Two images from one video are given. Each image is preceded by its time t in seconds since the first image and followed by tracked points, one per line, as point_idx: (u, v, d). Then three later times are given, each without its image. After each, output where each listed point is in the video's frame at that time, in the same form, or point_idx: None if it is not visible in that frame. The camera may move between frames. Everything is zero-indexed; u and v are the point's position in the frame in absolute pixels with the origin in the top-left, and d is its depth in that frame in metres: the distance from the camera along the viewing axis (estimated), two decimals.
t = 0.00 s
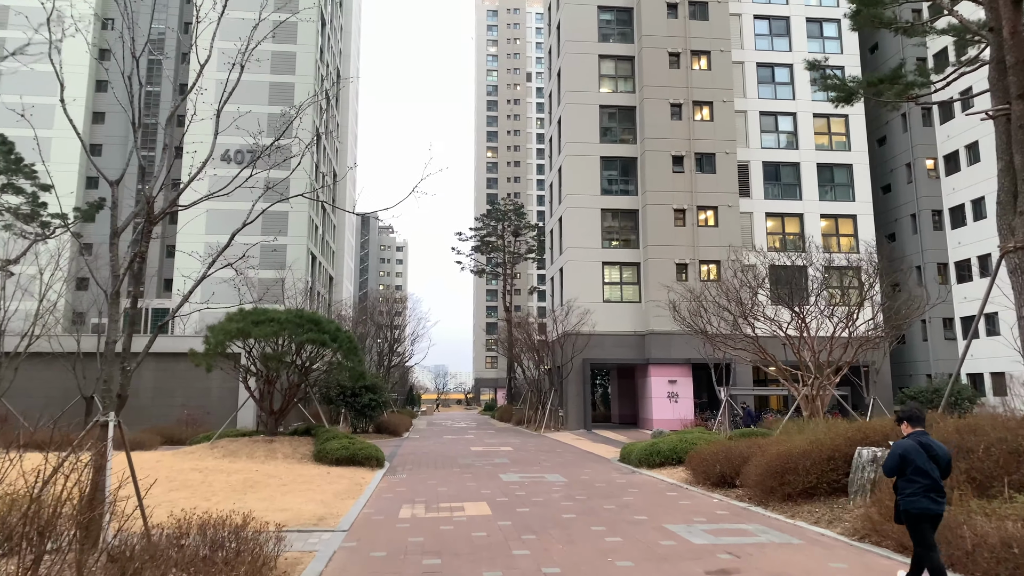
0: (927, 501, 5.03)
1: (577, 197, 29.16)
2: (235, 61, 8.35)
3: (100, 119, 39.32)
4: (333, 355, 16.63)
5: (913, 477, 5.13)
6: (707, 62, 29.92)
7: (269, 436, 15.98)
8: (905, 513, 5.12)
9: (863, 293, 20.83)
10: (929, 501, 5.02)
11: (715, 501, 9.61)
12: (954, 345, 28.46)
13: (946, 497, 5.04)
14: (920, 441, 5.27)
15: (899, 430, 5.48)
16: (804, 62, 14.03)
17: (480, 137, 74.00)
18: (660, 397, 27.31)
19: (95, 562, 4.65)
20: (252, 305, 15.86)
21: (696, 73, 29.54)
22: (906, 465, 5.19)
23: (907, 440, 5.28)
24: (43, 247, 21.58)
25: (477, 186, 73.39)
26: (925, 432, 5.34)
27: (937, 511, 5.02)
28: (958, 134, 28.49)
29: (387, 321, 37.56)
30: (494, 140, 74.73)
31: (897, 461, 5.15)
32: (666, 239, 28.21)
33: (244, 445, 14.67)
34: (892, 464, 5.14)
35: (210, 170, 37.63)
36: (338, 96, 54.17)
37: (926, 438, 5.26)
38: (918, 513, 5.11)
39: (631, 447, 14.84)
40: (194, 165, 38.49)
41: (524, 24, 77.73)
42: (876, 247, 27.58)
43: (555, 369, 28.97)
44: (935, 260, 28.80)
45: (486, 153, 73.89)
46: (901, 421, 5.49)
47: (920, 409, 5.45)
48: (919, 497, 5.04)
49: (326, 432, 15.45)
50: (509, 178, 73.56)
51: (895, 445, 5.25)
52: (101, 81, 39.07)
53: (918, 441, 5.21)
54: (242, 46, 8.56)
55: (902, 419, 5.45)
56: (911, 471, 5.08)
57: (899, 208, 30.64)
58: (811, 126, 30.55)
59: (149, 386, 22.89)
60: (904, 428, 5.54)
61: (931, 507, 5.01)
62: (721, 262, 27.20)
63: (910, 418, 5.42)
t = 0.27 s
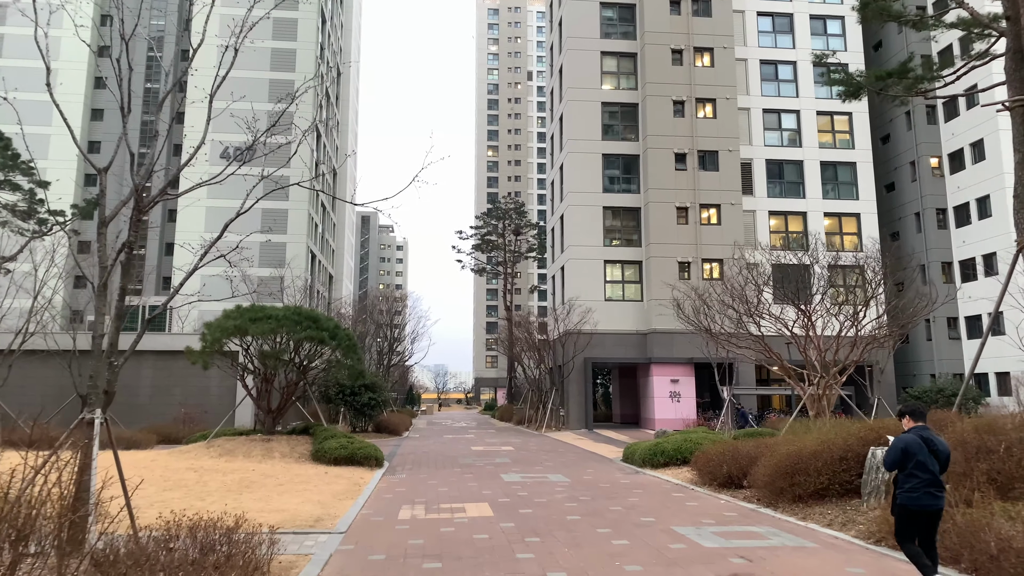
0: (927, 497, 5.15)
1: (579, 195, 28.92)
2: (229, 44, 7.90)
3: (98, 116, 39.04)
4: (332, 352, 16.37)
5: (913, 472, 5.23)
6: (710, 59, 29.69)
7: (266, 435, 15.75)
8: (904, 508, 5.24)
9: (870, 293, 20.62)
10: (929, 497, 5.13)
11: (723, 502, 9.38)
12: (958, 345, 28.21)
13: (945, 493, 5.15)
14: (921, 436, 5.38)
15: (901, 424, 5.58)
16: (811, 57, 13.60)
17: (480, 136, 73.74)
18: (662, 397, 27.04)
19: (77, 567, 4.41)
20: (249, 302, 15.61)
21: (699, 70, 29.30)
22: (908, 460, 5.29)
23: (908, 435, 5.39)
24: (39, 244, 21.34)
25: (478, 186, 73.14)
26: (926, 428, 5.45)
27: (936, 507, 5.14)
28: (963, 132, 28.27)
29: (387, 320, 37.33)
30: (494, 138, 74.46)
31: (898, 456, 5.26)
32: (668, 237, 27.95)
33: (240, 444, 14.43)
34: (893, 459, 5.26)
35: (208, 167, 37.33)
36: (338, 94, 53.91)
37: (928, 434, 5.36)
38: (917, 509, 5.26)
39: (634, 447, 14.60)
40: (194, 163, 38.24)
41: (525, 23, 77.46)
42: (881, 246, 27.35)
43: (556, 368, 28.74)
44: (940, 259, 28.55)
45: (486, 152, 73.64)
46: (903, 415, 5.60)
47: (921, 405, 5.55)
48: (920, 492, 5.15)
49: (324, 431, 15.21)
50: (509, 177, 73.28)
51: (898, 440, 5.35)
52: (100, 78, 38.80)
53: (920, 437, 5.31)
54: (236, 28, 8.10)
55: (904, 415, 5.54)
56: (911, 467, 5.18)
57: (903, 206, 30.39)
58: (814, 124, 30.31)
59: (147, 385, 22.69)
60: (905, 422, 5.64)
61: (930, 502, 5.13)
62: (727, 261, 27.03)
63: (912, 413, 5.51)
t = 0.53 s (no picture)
0: (925, 498, 5.12)
1: (579, 194, 28.67)
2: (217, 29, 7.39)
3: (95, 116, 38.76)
4: (330, 353, 16.10)
5: (911, 474, 5.21)
6: (711, 56, 29.44)
7: (263, 436, 15.49)
8: (904, 511, 5.20)
9: (877, 291, 20.43)
10: (927, 498, 5.11)
11: (731, 505, 9.13)
12: (962, 343, 27.98)
13: (945, 494, 5.12)
14: (919, 438, 5.40)
15: (899, 428, 5.61)
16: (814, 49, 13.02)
17: (479, 135, 73.48)
18: (664, 396, 26.78)
19: None
20: (245, 302, 15.34)
21: (699, 67, 29.06)
22: (906, 461, 5.28)
23: (906, 437, 5.40)
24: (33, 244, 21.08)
25: (477, 185, 72.91)
26: (924, 430, 5.47)
27: (937, 508, 5.10)
28: (967, 128, 28.04)
29: (386, 320, 37.11)
30: (493, 138, 74.22)
31: (896, 457, 5.25)
32: (670, 235, 27.69)
33: (236, 447, 14.16)
34: (891, 460, 5.25)
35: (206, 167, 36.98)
36: (337, 94, 53.66)
37: (925, 435, 5.38)
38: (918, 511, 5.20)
39: (638, 447, 14.35)
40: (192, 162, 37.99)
41: (524, 22, 77.15)
42: (884, 244, 27.12)
43: (556, 368, 28.51)
44: (943, 257, 28.30)
45: (486, 152, 73.39)
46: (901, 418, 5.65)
47: (919, 407, 5.59)
48: (918, 493, 5.13)
49: (322, 433, 14.95)
50: (509, 177, 73.02)
51: (895, 441, 5.36)
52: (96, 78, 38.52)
53: (918, 438, 5.33)
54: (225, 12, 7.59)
55: (901, 417, 5.58)
56: (909, 468, 5.17)
57: (905, 203, 30.13)
58: (816, 121, 30.06)
59: (143, 386, 22.43)
60: (903, 426, 5.67)
61: (929, 503, 5.10)
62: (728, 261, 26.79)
63: (908, 416, 5.56)
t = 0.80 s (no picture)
0: (923, 495, 5.07)
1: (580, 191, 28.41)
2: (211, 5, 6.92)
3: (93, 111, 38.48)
4: (328, 349, 15.82)
5: (909, 471, 5.17)
6: (714, 53, 29.16)
7: (260, 434, 15.22)
8: (903, 508, 5.15)
9: (884, 289, 20.20)
10: (925, 495, 5.07)
11: (740, 507, 8.88)
12: (967, 343, 27.74)
13: (943, 491, 5.08)
14: (918, 434, 5.36)
15: (898, 424, 5.56)
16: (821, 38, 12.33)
17: (480, 133, 73.22)
18: (666, 396, 26.52)
19: None
20: (243, 298, 15.07)
21: (703, 64, 28.80)
22: (905, 458, 5.24)
23: (905, 433, 5.36)
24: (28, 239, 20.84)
25: (477, 184, 72.66)
26: (923, 426, 5.43)
27: (935, 505, 5.06)
28: (972, 126, 27.81)
29: (386, 318, 36.88)
30: (494, 136, 73.96)
31: (894, 454, 5.21)
32: (672, 233, 27.44)
33: (232, 445, 13.90)
34: (888, 457, 5.22)
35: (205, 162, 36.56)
36: (337, 90, 53.38)
37: (924, 432, 5.34)
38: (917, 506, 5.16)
39: (641, 447, 14.09)
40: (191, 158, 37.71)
41: (525, 20, 76.82)
42: (889, 243, 26.88)
43: (557, 367, 28.26)
44: (949, 256, 28.05)
45: (486, 150, 73.14)
46: (900, 415, 5.60)
47: (918, 403, 5.55)
48: (916, 490, 5.09)
49: (320, 431, 14.69)
50: (509, 175, 72.78)
51: (893, 439, 5.33)
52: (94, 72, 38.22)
53: (916, 434, 5.29)
54: None
55: (900, 414, 5.54)
56: (907, 465, 5.13)
57: (910, 202, 29.87)
58: (820, 119, 29.79)
59: (141, 383, 22.19)
60: (902, 423, 5.62)
61: (928, 500, 5.05)
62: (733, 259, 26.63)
63: (907, 412, 5.51)
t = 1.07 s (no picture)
0: (932, 498, 5.04)
1: (581, 190, 28.15)
2: None
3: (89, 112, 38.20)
4: (326, 351, 15.54)
5: (918, 474, 5.14)
6: (715, 50, 28.92)
7: (257, 437, 14.93)
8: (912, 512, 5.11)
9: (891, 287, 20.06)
10: (934, 499, 5.03)
11: (752, 512, 8.62)
12: (972, 342, 27.49)
13: (951, 494, 5.05)
14: (926, 438, 5.32)
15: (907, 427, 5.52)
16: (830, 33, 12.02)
17: (479, 134, 72.96)
18: (668, 397, 26.23)
19: None
20: (239, 298, 14.79)
21: (704, 62, 28.58)
22: (914, 461, 5.20)
23: (914, 437, 5.32)
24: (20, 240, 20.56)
25: (476, 184, 72.40)
26: (932, 429, 5.39)
27: (943, 509, 5.03)
28: (976, 124, 27.59)
29: (385, 319, 36.61)
30: (493, 137, 73.70)
31: (902, 457, 5.19)
32: (674, 233, 27.19)
33: (229, 448, 13.62)
34: (897, 461, 5.19)
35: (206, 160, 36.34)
36: (335, 90, 53.09)
37: (933, 435, 5.30)
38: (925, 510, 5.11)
39: (646, 449, 13.83)
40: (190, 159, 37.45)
41: (524, 20, 76.54)
42: (892, 242, 26.66)
43: (558, 368, 28.00)
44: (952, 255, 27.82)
45: (485, 150, 72.88)
46: (910, 418, 5.57)
47: (928, 406, 5.50)
48: (925, 494, 5.05)
49: (318, 434, 14.41)
50: (508, 176, 72.56)
51: (903, 441, 5.28)
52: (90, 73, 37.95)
53: (925, 438, 5.25)
54: None
55: (909, 417, 5.50)
56: (915, 468, 5.10)
57: (913, 201, 29.61)
58: (822, 117, 29.56)
59: (137, 386, 21.90)
60: (912, 426, 5.57)
61: (936, 504, 5.02)
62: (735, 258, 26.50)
63: (917, 415, 5.47)
